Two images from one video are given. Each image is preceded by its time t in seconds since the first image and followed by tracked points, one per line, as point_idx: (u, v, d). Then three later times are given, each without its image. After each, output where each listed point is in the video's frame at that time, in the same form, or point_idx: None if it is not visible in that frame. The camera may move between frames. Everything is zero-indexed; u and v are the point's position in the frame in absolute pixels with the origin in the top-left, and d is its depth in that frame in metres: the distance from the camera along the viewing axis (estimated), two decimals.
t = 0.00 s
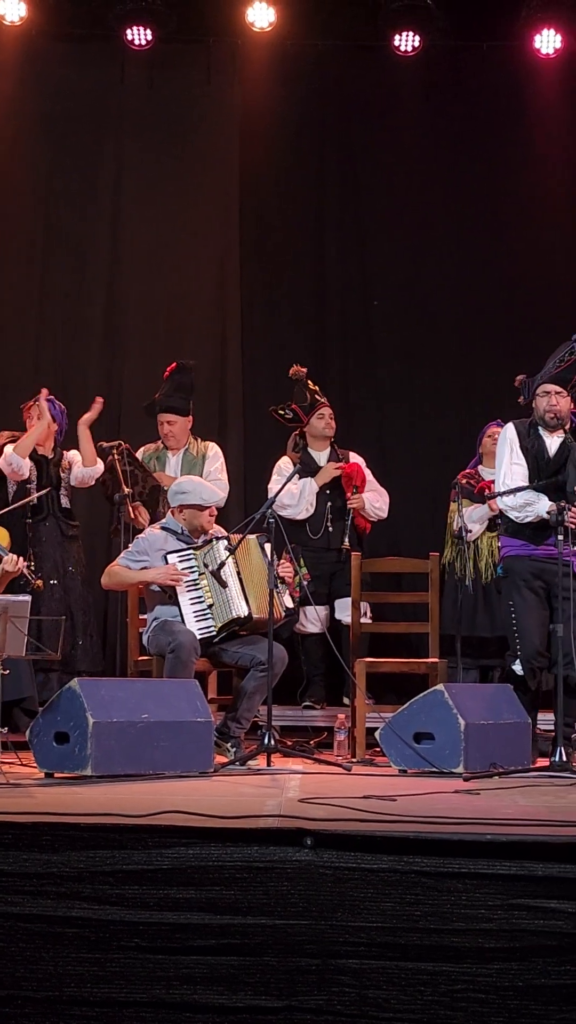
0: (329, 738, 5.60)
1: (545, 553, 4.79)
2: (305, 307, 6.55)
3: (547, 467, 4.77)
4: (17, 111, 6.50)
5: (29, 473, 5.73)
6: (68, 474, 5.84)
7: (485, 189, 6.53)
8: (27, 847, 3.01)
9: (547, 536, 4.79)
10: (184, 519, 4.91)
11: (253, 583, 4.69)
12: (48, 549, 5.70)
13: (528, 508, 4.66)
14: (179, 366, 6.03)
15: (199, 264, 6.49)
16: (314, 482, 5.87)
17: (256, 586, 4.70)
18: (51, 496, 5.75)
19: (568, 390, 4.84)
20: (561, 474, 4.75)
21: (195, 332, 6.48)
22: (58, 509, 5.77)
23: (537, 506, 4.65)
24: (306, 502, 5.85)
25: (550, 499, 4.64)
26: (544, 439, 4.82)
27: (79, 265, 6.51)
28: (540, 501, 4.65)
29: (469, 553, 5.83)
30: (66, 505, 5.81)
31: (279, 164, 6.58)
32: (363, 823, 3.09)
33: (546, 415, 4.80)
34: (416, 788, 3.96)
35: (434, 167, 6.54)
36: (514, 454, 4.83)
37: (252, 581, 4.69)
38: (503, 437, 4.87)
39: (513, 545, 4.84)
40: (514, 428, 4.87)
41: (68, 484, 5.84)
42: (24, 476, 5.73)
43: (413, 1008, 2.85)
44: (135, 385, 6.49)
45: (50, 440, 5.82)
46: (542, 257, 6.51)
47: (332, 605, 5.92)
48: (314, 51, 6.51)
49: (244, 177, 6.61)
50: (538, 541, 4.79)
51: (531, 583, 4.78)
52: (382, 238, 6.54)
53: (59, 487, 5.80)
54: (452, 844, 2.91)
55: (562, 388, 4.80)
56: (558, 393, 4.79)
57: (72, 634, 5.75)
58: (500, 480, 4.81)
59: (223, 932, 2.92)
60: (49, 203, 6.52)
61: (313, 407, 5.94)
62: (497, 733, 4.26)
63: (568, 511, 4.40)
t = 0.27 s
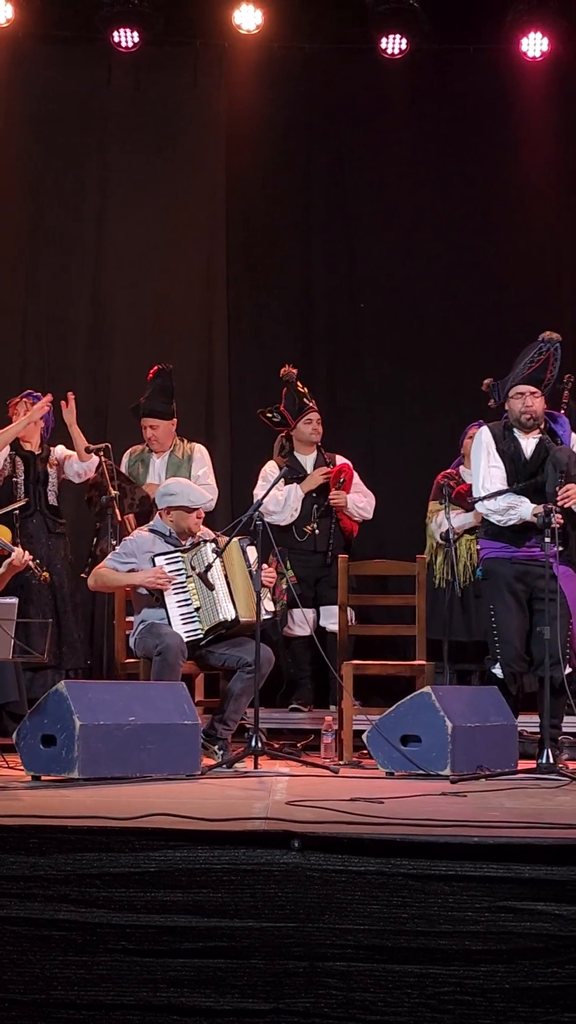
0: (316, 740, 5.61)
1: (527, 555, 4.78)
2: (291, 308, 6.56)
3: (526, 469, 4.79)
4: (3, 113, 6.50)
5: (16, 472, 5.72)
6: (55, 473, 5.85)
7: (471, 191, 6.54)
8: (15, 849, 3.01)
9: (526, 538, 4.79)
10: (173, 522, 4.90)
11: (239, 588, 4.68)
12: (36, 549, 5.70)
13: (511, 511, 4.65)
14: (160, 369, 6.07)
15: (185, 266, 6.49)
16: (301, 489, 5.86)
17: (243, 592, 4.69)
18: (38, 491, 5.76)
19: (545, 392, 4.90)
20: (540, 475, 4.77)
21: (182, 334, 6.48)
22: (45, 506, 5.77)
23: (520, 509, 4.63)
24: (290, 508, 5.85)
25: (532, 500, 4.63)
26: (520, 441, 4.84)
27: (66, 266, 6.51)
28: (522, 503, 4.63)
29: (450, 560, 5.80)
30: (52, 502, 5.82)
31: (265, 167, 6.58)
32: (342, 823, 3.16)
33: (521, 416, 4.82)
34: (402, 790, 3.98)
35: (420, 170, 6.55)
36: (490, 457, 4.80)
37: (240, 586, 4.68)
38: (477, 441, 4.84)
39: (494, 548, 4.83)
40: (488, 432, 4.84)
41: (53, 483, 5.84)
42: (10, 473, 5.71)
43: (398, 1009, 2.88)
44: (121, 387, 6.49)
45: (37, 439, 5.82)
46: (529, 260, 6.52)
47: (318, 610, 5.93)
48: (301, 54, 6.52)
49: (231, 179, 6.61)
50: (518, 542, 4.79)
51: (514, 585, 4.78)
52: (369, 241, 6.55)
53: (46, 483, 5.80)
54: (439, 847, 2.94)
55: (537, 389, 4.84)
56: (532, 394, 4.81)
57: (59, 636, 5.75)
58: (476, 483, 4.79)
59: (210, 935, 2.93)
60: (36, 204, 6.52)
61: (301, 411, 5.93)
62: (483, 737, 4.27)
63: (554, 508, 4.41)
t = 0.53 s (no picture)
0: (303, 742, 5.61)
1: (504, 560, 4.79)
2: (277, 310, 6.55)
3: (505, 475, 4.79)
4: None
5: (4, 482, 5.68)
6: (42, 475, 5.81)
7: (457, 193, 6.55)
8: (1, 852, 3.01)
9: (505, 543, 4.80)
10: (167, 526, 4.90)
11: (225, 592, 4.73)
12: (23, 558, 5.69)
13: (494, 520, 4.66)
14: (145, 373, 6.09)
15: (171, 268, 6.50)
16: (279, 494, 5.82)
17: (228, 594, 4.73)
18: (26, 502, 5.74)
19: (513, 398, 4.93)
20: (520, 480, 4.78)
21: (167, 336, 6.48)
22: (33, 516, 5.76)
23: (503, 519, 4.65)
24: (271, 511, 5.81)
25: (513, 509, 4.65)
26: (497, 448, 4.84)
27: (51, 268, 6.50)
28: (504, 512, 4.65)
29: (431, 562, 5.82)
30: (40, 512, 5.80)
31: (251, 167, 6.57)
32: (325, 823, 3.20)
33: (494, 427, 4.85)
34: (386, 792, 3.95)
35: (406, 172, 6.55)
36: (468, 465, 4.81)
37: (227, 589, 4.73)
38: (455, 448, 4.85)
39: (474, 551, 4.84)
40: (465, 440, 4.85)
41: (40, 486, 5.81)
42: None
43: (385, 1010, 2.90)
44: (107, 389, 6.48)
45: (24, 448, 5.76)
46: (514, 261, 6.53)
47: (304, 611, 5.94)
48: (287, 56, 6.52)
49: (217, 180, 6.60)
50: (500, 549, 4.80)
51: (493, 590, 4.78)
52: (354, 243, 6.56)
53: (34, 491, 5.77)
54: (425, 848, 2.97)
55: (504, 396, 4.87)
56: (501, 406, 4.85)
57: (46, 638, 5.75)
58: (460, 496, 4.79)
59: (197, 936, 2.94)
60: (21, 206, 6.51)
61: (287, 411, 5.94)
62: (469, 738, 4.27)
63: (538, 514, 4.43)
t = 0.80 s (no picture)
0: (286, 743, 5.63)
1: (493, 559, 4.82)
2: (261, 313, 6.57)
3: (491, 474, 4.81)
4: None
5: None
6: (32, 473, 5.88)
7: (440, 197, 6.58)
8: None
9: (494, 543, 4.84)
10: (154, 525, 4.91)
11: (211, 594, 4.78)
12: (10, 554, 5.71)
13: (481, 519, 4.68)
14: (129, 374, 6.05)
15: (155, 271, 6.51)
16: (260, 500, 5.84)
17: (213, 596, 4.79)
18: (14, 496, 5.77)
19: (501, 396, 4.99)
20: (506, 478, 4.79)
21: (151, 338, 6.50)
22: (20, 511, 5.78)
23: (489, 517, 4.67)
24: (252, 517, 5.83)
25: (500, 506, 4.67)
26: (483, 447, 4.87)
27: (35, 272, 6.51)
28: (491, 510, 4.67)
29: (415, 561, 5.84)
30: (27, 506, 5.83)
31: (235, 171, 6.58)
32: (311, 823, 3.22)
33: (481, 426, 4.87)
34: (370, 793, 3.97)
35: (389, 176, 6.58)
36: (455, 465, 4.83)
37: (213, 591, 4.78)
38: (442, 449, 4.87)
39: (463, 552, 4.87)
40: (452, 440, 4.87)
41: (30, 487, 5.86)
42: None
43: (369, 1009, 2.92)
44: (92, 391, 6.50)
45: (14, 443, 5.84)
46: (497, 265, 6.57)
47: (288, 611, 5.97)
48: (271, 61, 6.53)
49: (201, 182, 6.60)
50: (489, 549, 4.83)
51: (480, 589, 4.80)
52: (338, 246, 6.58)
53: (22, 488, 5.81)
54: (409, 848, 3.00)
55: (492, 395, 4.92)
56: (488, 404, 4.88)
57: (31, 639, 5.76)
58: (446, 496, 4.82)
59: (182, 936, 2.96)
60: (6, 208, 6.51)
61: (274, 412, 5.90)
62: (453, 739, 4.29)
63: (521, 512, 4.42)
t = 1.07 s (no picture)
0: (271, 744, 5.64)
1: (483, 560, 4.83)
2: (245, 315, 6.57)
3: (480, 474, 4.82)
4: None
5: None
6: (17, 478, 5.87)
7: (425, 200, 6.61)
8: None
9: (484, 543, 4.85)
10: (141, 526, 4.92)
11: (198, 594, 4.76)
12: None
13: (467, 518, 4.70)
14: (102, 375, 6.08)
15: (140, 273, 6.52)
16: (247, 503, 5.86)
17: (201, 597, 4.77)
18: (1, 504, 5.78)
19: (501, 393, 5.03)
20: (494, 479, 4.80)
21: (136, 340, 6.51)
22: (6, 517, 5.79)
23: (476, 517, 4.70)
24: (238, 517, 5.85)
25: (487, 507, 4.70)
26: (474, 447, 4.88)
27: (20, 272, 6.48)
28: (477, 510, 4.70)
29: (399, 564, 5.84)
30: (13, 513, 5.84)
31: (219, 172, 6.57)
32: (295, 823, 3.26)
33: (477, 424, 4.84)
34: (353, 793, 4.00)
35: (373, 179, 6.60)
36: (444, 465, 4.85)
37: (201, 591, 4.77)
38: (432, 448, 4.89)
39: (452, 554, 4.87)
40: (442, 440, 4.88)
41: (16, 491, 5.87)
42: None
43: (353, 1009, 2.95)
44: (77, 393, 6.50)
45: None
46: (481, 267, 6.59)
47: (273, 612, 5.97)
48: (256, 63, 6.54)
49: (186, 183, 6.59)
50: (475, 549, 4.84)
51: (469, 590, 4.83)
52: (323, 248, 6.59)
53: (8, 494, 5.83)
54: (393, 849, 3.02)
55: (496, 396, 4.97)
56: (489, 401, 4.84)
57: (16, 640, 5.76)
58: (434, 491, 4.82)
59: (166, 937, 2.99)
60: None
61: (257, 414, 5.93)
62: (437, 739, 4.31)
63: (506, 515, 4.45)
